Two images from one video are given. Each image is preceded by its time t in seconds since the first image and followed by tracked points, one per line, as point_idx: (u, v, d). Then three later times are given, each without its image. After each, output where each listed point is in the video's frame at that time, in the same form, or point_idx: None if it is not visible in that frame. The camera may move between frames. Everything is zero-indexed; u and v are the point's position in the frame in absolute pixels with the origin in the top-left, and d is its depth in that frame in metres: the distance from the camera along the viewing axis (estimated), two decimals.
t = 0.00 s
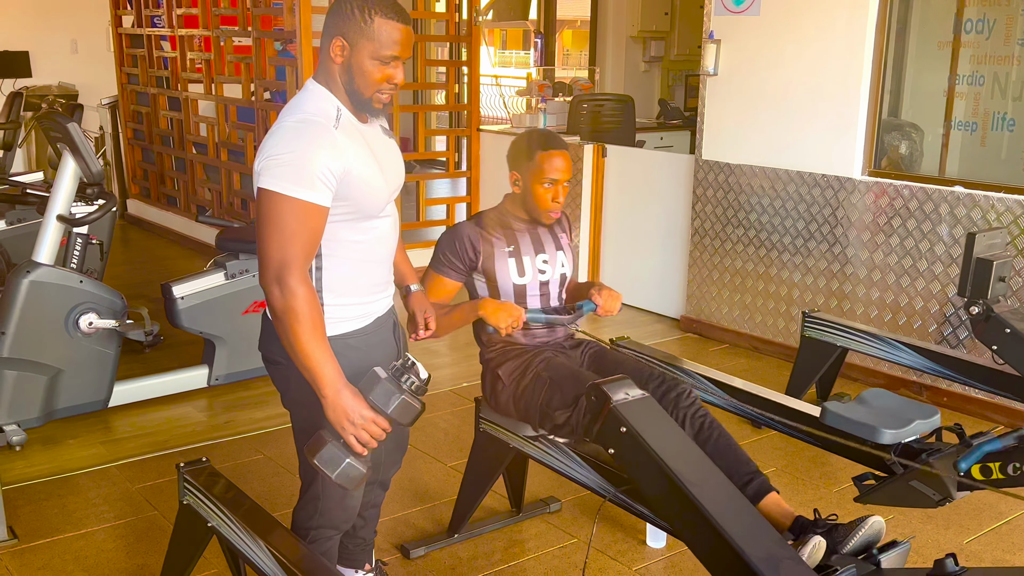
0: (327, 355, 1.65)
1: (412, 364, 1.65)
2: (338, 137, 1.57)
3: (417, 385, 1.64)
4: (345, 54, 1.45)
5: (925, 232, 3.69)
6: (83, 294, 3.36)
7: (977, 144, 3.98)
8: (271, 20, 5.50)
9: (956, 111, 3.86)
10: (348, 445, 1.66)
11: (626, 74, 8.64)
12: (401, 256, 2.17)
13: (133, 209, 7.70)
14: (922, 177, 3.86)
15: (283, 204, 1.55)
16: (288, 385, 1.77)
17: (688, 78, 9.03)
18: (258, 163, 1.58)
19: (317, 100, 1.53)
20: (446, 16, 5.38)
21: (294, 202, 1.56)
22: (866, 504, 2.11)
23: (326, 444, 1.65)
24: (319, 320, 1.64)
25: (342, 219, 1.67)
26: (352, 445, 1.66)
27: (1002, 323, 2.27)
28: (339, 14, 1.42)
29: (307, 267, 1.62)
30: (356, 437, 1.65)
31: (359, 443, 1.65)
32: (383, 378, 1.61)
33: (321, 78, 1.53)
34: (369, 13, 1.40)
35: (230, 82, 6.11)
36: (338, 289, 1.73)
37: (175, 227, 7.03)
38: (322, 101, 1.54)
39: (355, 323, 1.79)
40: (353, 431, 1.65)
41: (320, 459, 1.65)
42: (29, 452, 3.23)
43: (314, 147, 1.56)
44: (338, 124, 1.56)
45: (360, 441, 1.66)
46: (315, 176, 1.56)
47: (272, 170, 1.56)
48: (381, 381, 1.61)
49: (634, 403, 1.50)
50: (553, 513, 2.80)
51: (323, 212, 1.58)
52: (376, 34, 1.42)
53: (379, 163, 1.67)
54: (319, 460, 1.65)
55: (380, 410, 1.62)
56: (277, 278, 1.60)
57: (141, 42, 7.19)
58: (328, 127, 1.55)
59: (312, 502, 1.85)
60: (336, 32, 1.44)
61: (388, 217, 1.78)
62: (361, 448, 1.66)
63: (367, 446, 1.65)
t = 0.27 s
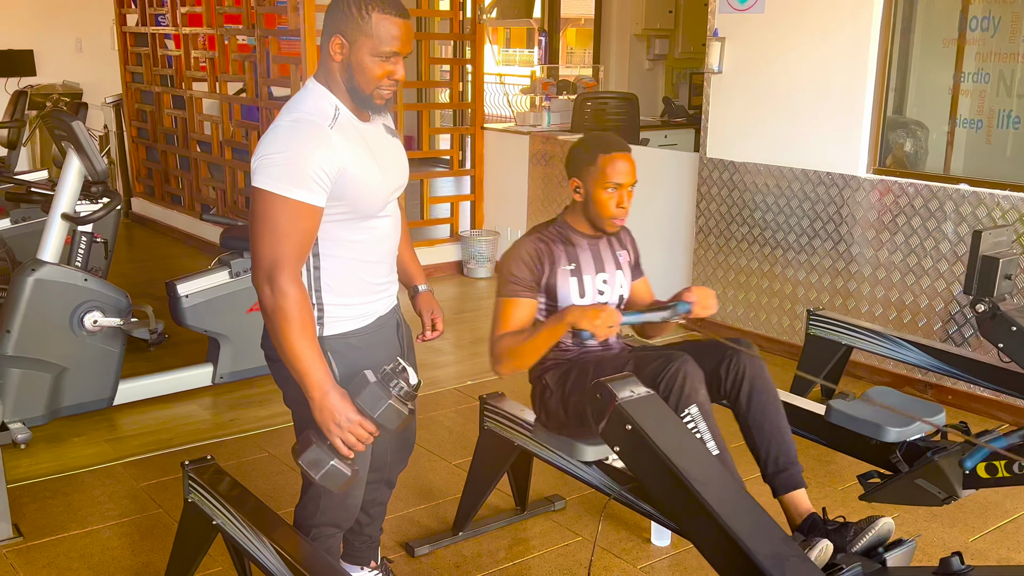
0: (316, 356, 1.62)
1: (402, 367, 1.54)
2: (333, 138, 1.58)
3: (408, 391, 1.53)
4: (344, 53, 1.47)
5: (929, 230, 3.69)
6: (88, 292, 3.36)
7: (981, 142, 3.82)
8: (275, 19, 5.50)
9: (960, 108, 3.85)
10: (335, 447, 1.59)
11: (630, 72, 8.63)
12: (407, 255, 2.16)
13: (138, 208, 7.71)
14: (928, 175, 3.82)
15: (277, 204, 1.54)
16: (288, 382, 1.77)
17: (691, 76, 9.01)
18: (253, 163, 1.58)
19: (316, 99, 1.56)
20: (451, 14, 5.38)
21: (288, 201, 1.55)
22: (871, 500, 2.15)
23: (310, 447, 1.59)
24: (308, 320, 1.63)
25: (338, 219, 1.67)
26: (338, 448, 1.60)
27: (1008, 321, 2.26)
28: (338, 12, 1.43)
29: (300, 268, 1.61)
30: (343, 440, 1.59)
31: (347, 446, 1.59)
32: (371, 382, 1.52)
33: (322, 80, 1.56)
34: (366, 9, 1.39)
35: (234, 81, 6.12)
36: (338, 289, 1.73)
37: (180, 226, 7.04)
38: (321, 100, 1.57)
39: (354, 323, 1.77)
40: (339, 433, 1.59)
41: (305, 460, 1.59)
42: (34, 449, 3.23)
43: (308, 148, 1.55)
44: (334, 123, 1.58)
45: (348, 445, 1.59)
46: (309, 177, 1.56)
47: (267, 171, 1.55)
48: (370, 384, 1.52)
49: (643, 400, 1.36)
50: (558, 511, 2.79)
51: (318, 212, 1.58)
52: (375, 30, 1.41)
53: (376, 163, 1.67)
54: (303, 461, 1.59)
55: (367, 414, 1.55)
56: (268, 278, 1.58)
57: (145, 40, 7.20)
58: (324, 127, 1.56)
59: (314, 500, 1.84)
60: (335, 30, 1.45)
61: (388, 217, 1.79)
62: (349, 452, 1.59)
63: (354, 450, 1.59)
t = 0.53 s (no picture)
0: (309, 357, 1.59)
1: (393, 373, 1.65)
2: (329, 139, 1.59)
3: (399, 396, 1.64)
4: (339, 50, 1.61)
5: (930, 228, 3.70)
6: (90, 293, 3.36)
7: (983, 139, 3.76)
8: (276, 19, 5.50)
9: (962, 105, 3.80)
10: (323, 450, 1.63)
11: (631, 71, 8.64)
12: (411, 255, 2.15)
13: (139, 209, 7.71)
14: (930, 173, 3.85)
15: (271, 206, 1.54)
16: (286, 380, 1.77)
17: (692, 76, 9.00)
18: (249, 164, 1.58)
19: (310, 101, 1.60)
20: (451, 13, 5.38)
21: (282, 203, 1.54)
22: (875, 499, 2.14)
23: (300, 449, 1.63)
24: (302, 321, 1.59)
25: (336, 220, 1.68)
26: (328, 451, 1.59)
27: (1010, 319, 2.21)
28: (329, 13, 1.59)
29: (294, 269, 1.59)
30: (334, 443, 1.58)
31: (337, 449, 1.58)
32: (366, 388, 1.61)
33: (320, 80, 1.66)
34: (355, 7, 1.57)
35: (235, 81, 6.12)
36: (334, 289, 1.73)
37: (181, 227, 7.04)
38: (319, 100, 1.63)
39: (354, 323, 1.77)
40: (330, 436, 1.57)
41: (298, 462, 1.62)
42: (36, 450, 3.24)
43: (303, 148, 1.55)
44: (331, 124, 1.61)
45: (338, 448, 1.58)
46: (305, 178, 1.55)
47: (263, 172, 1.55)
48: (364, 390, 1.61)
49: (641, 398, 1.56)
50: (560, 510, 2.79)
51: (314, 215, 1.57)
52: (367, 25, 1.58)
53: (375, 164, 1.68)
54: (295, 463, 1.62)
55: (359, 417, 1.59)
56: (263, 280, 1.57)
57: (146, 41, 7.20)
58: (321, 128, 1.59)
59: (314, 500, 1.85)
60: (328, 30, 1.60)
61: (387, 218, 1.78)
62: (339, 455, 1.59)
63: (345, 453, 1.58)
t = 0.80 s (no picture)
0: (310, 359, 1.59)
1: (395, 373, 1.61)
2: (327, 141, 1.59)
3: (402, 397, 1.60)
4: (330, 49, 1.63)
5: (927, 226, 3.70)
6: (87, 296, 3.36)
7: (978, 137, 3.77)
8: (271, 21, 5.50)
9: (957, 104, 3.82)
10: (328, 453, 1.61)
11: (626, 71, 8.64)
12: (407, 257, 2.16)
13: (135, 212, 7.70)
14: (926, 171, 3.84)
15: (270, 209, 1.54)
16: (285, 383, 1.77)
17: (687, 76, 9.02)
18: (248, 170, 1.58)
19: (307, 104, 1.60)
20: (446, 15, 5.38)
21: (281, 206, 1.54)
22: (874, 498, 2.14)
23: (304, 452, 1.62)
24: (304, 324, 1.59)
25: (335, 223, 1.68)
26: (333, 453, 1.59)
27: (1007, 316, 2.21)
28: (315, 12, 1.61)
29: (294, 272, 1.59)
30: (338, 446, 1.58)
31: (341, 451, 1.58)
32: (367, 388, 1.58)
33: (314, 82, 1.66)
34: (339, 3, 1.60)
35: (231, 84, 6.12)
36: (334, 292, 1.73)
37: (177, 229, 7.04)
38: (316, 104, 1.63)
39: (352, 326, 1.77)
40: (334, 439, 1.58)
41: (301, 465, 1.61)
42: (34, 455, 3.23)
43: (299, 151, 1.55)
44: (328, 127, 1.61)
45: (343, 450, 1.59)
46: (303, 181, 1.55)
47: (261, 176, 1.55)
48: (366, 391, 1.58)
49: (640, 398, 1.56)
50: (559, 510, 2.80)
51: (313, 217, 1.57)
52: (349, 14, 1.60)
53: (374, 167, 1.68)
54: (299, 466, 1.61)
55: (362, 419, 1.58)
56: (263, 284, 1.58)
57: (141, 44, 7.19)
58: (318, 131, 1.59)
59: (313, 502, 1.85)
60: (317, 30, 1.62)
61: (385, 221, 1.78)
62: (344, 457, 1.59)
63: (349, 455, 1.58)
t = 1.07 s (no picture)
0: (311, 363, 1.59)
1: (399, 375, 1.65)
2: (323, 144, 1.59)
3: (405, 397, 1.64)
4: (323, 51, 1.61)
5: (918, 223, 3.72)
6: (78, 301, 3.35)
7: (967, 134, 3.77)
8: (261, 24, 5.49)
9: (947, 101, 3.82)
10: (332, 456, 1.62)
11: (616, 71, 8.65)
12: (399, 257, 2.15)
13: (126, 216, 7.68)
14: (916, 169, 3.85)
15: (267, 213, 1.53)
16: (283, 386, 1.77)
17: (677, 75, 9.03)
18: (243, 174, 1.57)
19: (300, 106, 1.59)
20: (436, 16, 5.38)
21: (278, 210, 1.54)
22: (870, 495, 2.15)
23: (309, 455, 1.62)
24: (304, 328, 1.59)
25: (332, 227, 1.67)
26: (336, 456, 1.60)
27: (1000, 313, 2.22)
28: (305, 15, 1.59)
29: (293, 277, 1.58)
30: (342, 448, 1.59)
31: (346, 453, 1.59)
32: (370, 390, 1.60)
33: (305, 83, 1.65)
34: (333, 4, 1.58)
35: (221, 87, 6.10)
36: (331, 295, 1.72)
37: (168, 233, 7.02)
38: (308, 107, 1.62)
39: (348, 329, 1.77)
40: (338, 442, 1.58)
41: (306, 469, 1.62)
42: (27, 461, 3.22)
43: (295, 154, 1.55)
44: (323, 129, 1.60)
45: (346, 453, 1.59)
46: (300, 184, 1.55)
47: (258, 180, 1.54)
48: (369, 392, 1.60)
49: (634, 398, 1.56)
50: (553, 511, 2.80)
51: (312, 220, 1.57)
52: (341, 16, 1.58)
53: (368, 167, 1.68)
54: (304, 470, 1.62)
55: (365, 421, 1.59)
56: (261, 288, 1.56)
57: (130, 48, 7.17)
58: (313, 133, 1.58)
59: (309, 506, 1.85)
60: (309, 33, 1.60)
61: (380, 223, 1.78)
62: (348, 460, 1.59)
63: (354, 457, 1.59)
